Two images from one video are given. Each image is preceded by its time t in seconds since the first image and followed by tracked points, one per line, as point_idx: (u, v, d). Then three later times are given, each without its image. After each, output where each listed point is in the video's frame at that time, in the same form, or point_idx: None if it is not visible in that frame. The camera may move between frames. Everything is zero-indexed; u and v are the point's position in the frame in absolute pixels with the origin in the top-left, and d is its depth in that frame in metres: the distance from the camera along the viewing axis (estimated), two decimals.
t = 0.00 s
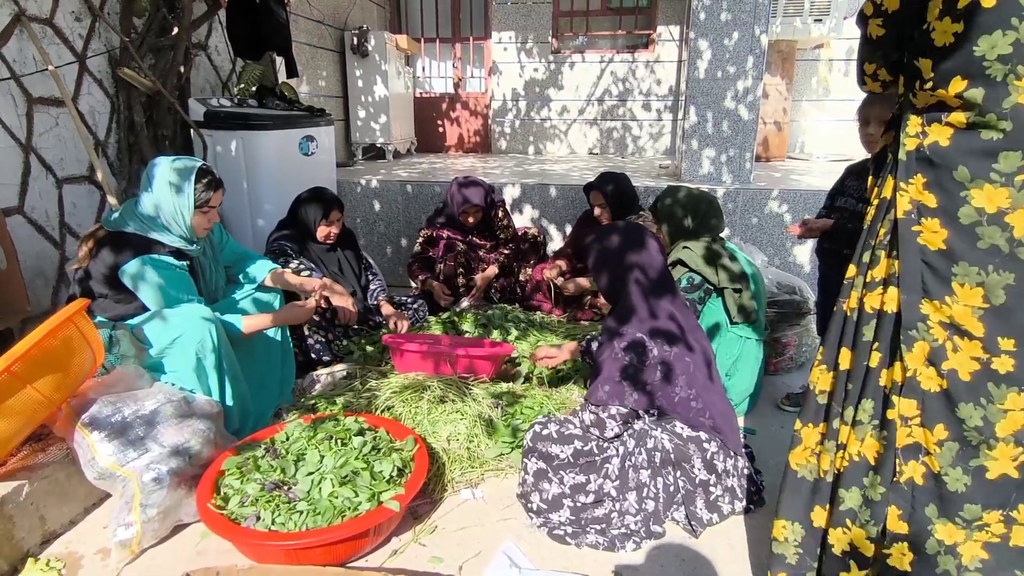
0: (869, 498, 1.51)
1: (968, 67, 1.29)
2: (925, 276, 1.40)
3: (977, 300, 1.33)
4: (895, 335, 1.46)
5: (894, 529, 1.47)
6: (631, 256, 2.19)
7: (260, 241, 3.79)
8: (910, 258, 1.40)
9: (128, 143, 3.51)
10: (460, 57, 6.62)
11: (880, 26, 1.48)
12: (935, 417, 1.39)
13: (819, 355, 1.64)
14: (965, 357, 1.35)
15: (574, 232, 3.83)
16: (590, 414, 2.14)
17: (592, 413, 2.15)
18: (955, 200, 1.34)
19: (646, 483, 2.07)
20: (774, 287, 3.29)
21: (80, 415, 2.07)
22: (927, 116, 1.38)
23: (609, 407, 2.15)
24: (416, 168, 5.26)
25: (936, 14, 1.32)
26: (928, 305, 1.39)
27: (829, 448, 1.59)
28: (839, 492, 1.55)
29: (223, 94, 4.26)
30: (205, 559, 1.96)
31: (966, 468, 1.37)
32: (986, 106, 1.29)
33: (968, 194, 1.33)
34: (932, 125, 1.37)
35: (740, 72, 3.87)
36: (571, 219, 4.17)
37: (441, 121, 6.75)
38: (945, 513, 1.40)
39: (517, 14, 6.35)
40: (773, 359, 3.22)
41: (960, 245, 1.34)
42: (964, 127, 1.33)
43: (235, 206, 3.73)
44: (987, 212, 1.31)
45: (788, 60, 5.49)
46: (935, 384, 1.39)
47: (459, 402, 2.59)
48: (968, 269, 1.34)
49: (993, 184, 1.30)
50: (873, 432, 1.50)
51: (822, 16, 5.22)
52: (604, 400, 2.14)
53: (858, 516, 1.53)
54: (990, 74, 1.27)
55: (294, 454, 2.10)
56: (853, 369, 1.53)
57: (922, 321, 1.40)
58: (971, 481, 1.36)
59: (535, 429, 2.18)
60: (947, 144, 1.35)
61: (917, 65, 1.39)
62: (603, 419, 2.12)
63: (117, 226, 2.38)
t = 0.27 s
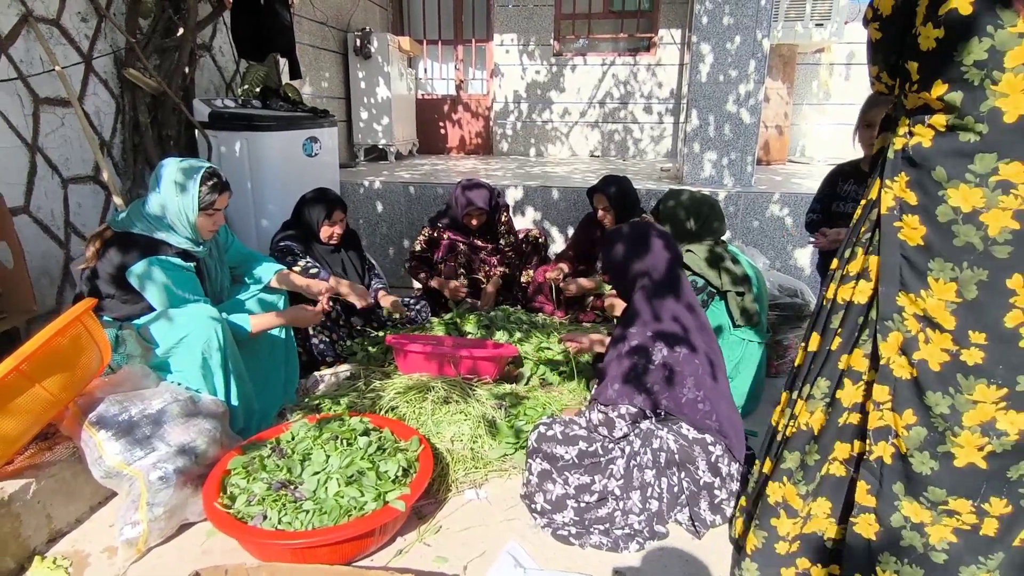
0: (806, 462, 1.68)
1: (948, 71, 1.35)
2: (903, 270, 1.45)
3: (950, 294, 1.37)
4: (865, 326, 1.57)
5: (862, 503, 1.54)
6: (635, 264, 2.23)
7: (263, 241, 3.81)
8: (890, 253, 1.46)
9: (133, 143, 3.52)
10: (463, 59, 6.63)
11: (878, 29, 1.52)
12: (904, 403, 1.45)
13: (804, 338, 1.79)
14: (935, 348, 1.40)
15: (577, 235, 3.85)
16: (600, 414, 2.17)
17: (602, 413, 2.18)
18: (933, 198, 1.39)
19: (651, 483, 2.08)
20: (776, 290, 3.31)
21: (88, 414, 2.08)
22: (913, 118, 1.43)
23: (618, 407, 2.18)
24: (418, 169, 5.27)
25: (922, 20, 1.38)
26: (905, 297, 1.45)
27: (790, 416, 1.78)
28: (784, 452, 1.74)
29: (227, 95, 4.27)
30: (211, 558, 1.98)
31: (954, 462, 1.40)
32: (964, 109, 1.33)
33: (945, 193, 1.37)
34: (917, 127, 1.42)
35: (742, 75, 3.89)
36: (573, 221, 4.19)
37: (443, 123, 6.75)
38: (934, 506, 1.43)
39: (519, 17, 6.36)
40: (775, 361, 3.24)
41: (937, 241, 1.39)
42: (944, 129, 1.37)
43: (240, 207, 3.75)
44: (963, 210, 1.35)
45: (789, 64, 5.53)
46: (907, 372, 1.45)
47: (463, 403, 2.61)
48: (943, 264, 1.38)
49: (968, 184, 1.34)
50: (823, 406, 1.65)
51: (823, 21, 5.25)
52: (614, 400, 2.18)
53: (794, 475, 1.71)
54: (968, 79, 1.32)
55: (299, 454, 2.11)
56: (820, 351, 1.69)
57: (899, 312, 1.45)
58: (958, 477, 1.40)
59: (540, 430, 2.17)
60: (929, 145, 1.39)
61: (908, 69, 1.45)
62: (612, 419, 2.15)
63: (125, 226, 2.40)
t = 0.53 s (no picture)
0: (809, 451, 1.76)
1: (949, 78, 1.39)
2: (908, 266, 1.50)
3: (953, 292, 1.42)
4: (865, 322, 1.64)
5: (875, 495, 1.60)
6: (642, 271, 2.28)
7: (269, 242, 3.83)
8: (894, 250, 1.52)
9: (140, 144, 3.54)
10: (465, 61, 6.65)
11: (892, 29, 1.56)
12: (912, 397, 1.50)
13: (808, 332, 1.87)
14: (939, 344, 1.45)
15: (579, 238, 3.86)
16: (613, 417, 2.13)
17: (615, 416, 2.14)
18: (936, 197, 1.44)
19: (658, 484, 2.10)
20: (779, 294, 3.32)
21: (99, 414, 2.12)
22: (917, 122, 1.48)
23: (633, 409, 2.12)
24: (422, 171, 5.29)
25: (928, 26, 1.42)
26: (910, 293, 1.51)
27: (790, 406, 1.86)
28: (784, 441, 1.81)
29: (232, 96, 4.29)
30: (222, 557, 1.99)
31: (961, 458, 1.44)
32: (964, 113, 1.37)
33: (947, 192, 1.42)
34: (920, 130, 1.46)
35: (745, 79, 3.91)
36: (577, 224, 4.20)
37: (445, 124, 6.76)
38: (942, 500, 1.47)
39: (522, 19, 6.39)
40: (778, 364, 3.26)
41: (940, 239, 1.44)
42: (945, 132, 1.42)
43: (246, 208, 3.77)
44: (964, 210, 1.40)
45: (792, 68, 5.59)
46: (913, 366, 1.51)
47: (469, 404, 2.63)
48: (946, 262, 1.43)
49: (969, 184, 1.38)
50: (823, 399, 1.73)
51: (825, 25, 5.23)
52: (628, 401, 2.13)
53: (797, 463, 1.80)
54: (968, 86, 1.36)
55: (309, 454, 2.13)
56: (818, 346, 1.75)
57: (904, 307, 1.51)
58: (964, 473, 1.44)
59: (547, 430, 2.20)
60: (931, 147, 1.44)
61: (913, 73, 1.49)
62: (627, 421, 2.11)
63: (138, 230, 2.40)
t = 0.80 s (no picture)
0: (841, 461, 1.73)
1: (965, 82, 1.39)
2: (921, 270, 1.51)
3: (966, 296, 1.42)
4: (883, 326, 1.63)
5: (885, 497, 1.59)
6: (650, 268, 2.29)
7: (275, 242, 3.85)
8: (907, 254, 1.53)
9: (147, 145, 3.55)
10: (468, 62, 6.67)
11: (905, 33, 1.56)
12: (923, 400, 1.50)
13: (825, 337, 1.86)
14: (952, 348, 1.45)
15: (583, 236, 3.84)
16: (621, 421, 2.14)
17: (623, 420, 2.15)
18: (950, 201, 1.44)
19: (665, 485, 2.12)
20: (783, 295, 3.33)
21: (111, 413, 2.14)
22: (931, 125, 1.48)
23: (639, 414, 2.16)
24: (425, 172, 5.31)
25: (944, 30, 1.42)
26: (922, 297, 1.51)
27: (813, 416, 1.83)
28: (814, 453, 1.77)
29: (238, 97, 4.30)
30: (233, 554, 2.01)
31: (970, 460, 1.44)
32: (980, 118, 1.38)
33: (962, 197, 1.42)
34: (935, 133, 1.47)
35: (748, 82, 3.93)
36: (580, 225, 4.22)
37: (448, 125, 6.79)
38: (950, 502, 1.47)
39: (525, 21, 6.41)
40: (782, 365, 3.27)
41: (953, 243, 1.44)
42: (960, 137, 1.42)
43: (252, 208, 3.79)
44: (978, 215, 1.40)
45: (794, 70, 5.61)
46: (924, 369, 1.51)
47: (476, 404, 2.65)
48: (959, 266, 1.43)
49: (983, 189, 1.39)
50: (850, 407, 1.70)
51: (827, 28, 5.26)
52: (635, 406, 2.18)
53: (828, 473, 1.75)
54: (984, 90, 1.36)
55: (320, 453, 2.15)
56: (836, 352, 1.74)
57: (916, 311, 1.52)
58: (974, 476, 1.44)
59: (555, 431, 2.20)
60: (945, 151, 1.45)
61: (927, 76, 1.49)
62: (635, 426, 2.12)
63: (151, 232, 2.41)
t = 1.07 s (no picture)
0: (865, 476, 1.68)
1: (983, 89, 1.39)
2: (932, 277, 1.51)
3: (978, 303, 1.42)
4: (901, 334, 1.60)
5: (891, 501, 1.61)
6: (653, 267, 2.31)
7: (279, 242, 3.88)
8: (919, 260, 1.52)
9: (153, 146, 3.58)
10: (469, 63, 6.69)
11: (915, 40, 1.56)
12: (931, 406, 1.51)
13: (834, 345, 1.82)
14: (961, 354, 1.46)
15: (594, 236, 3.84)
16: (620, 420, 2.20)
17: (621, 419, 2.22)
18: (963, 209, 1.44)
19: (668, 483, 2.13)
20: (784, 295, 3.37)
21: (121, 412, 2.15)
22: (944, 131, 1.48)
23: (638, 412, 2.23)
24: (427, 173, 5.34)
25: (960, 36, 1.42)
26: (932, 304, 1.51)
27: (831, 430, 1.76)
28: (836, 472, 1.72)
29: (241, 99, 4.33)
30: (242, 551, 2.03)
31: (976, 463, 1.45)
32: (998, 125, 1.38)
33: (975, 205, 1.42)
34: (948, 140, 1.47)
35: (749, 84, 3.96)
36: (582, 225, 4.25)
37: (449, 126, 6.82)
38: (956, 505, 1.49)
39: (526, 22, 6.44)
40: (782, 365, 3.30)
41: (966, 251, 1.44)
42: (974, 143, 1.42)
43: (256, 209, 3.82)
44: (991, 222, 1.39)
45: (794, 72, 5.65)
46: (933, 375, 1.51)
47: (481, 403, 2.68)
48: (971, 274, 1.43)
49: (998, 198, 1.38)
50: (872, 420, 1.66)
51: (827, 30, 5.30)
52: (634, 403, 2.26)
53: (854, 492, 1.70)
54: (1003, 97, 1.36)
55: (327, 451, 2.18)
56: (853, 361, 1.69)
57: (926, 318, 1.52)
58: (982, 478, 1.45)
59: (558, 430, 2.25)
60: (959, 158, 1.45)
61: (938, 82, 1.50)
62: (633, 423, 2.18)
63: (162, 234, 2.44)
